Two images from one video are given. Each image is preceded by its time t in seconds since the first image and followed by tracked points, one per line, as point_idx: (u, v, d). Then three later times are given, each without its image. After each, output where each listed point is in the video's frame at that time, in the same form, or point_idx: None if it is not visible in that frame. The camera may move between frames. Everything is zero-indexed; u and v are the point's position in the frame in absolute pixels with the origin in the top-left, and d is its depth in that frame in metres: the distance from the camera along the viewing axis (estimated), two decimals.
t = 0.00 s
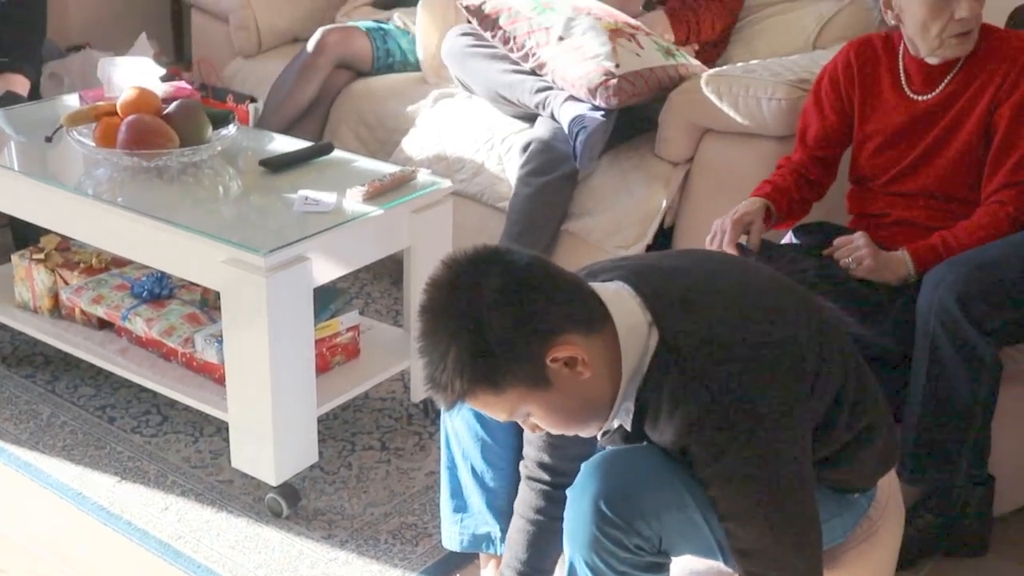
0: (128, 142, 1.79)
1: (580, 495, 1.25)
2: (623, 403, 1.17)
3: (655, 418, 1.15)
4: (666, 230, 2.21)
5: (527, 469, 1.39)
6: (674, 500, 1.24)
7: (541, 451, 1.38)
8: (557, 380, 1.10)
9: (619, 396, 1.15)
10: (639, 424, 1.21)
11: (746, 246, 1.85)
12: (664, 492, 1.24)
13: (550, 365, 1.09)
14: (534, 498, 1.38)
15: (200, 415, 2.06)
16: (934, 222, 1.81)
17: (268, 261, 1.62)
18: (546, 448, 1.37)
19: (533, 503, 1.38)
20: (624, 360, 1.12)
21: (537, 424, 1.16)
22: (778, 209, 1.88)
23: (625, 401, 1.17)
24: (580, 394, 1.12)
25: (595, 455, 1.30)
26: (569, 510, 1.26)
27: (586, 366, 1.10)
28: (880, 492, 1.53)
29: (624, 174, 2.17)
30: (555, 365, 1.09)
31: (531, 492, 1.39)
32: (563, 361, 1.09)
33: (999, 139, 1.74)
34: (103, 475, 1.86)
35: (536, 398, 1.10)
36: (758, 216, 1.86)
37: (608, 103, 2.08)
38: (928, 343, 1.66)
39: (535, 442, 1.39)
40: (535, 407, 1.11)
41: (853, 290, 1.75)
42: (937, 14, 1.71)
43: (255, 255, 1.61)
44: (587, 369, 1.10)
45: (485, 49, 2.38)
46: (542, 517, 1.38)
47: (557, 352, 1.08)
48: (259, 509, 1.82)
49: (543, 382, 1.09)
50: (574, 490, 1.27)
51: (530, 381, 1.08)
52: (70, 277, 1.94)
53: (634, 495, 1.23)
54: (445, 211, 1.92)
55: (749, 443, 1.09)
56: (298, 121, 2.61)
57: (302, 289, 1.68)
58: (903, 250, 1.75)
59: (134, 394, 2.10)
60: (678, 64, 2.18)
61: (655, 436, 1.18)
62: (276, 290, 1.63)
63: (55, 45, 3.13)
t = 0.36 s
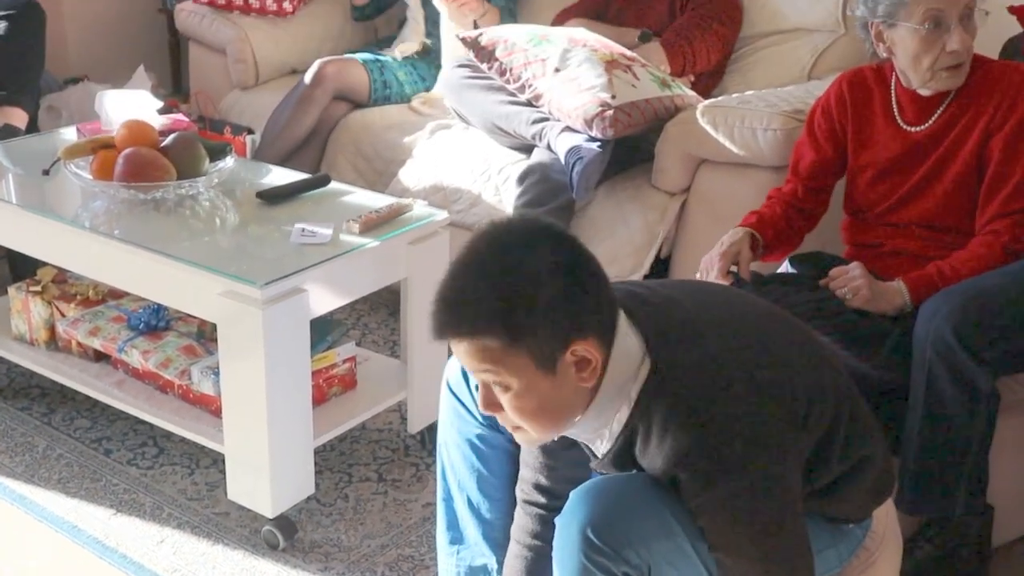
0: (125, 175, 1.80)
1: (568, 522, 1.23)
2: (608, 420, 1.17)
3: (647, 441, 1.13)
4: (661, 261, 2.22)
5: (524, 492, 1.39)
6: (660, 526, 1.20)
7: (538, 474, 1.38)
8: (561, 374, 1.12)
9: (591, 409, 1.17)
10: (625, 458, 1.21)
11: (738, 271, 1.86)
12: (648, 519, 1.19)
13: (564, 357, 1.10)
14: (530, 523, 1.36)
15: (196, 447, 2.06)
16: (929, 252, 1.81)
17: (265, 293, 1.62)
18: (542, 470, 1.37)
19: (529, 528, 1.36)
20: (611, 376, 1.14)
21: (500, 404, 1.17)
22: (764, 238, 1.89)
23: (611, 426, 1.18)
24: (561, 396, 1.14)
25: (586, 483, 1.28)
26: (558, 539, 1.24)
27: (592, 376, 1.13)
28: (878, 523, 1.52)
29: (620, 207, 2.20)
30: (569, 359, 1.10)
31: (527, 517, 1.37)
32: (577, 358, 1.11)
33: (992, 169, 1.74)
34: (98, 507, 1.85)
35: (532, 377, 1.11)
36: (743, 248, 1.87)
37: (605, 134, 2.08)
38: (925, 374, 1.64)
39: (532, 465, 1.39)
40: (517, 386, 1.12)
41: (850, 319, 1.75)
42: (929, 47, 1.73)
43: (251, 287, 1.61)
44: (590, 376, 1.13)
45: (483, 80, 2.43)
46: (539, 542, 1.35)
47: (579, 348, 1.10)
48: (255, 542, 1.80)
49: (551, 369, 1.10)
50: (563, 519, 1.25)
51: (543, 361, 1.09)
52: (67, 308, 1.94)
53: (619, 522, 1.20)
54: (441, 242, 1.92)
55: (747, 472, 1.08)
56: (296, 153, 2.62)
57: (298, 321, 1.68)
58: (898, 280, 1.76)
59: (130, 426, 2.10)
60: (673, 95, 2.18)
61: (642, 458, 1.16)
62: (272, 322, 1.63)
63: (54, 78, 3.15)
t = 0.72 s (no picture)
0: (121, 203, 1.79)
1: (569, 548, 1.20)
2: (615, 423, 1.15)
3: (652, 459, 1.12)
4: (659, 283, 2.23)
5: (529, 512, 1.36)
6: (662, 553, 1.18)
7: (542, 492, 1.34)
8: (574, 367, 1.11)
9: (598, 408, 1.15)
10: (628, 475, 1.19)
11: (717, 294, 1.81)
12: (650, 547, 1.17)
13: (582, 351, 1.10)
14: (538, 545, 1.35)
15: (193, 473, 2.05)
16: (925, 274, 1.82)
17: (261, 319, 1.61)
18: (547, 487, 1.34)
19: (538, 551, 1.35)
20: (620, 381, 1.13)
21: (503, 381, 1.14)
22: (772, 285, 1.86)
23: (618, 428, 1.16)
24: (567, 389, 1.13)
25: (589, 506, 1.26)
26: (560, 564, 1.22)
27: (604, 378, 1.12)
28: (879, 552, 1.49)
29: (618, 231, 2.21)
30: (586, 353, 1.10)
31: (535, 538, 1.35)
32: (594, 355, 1.11)
33: (984, 190, 1.74)
34: (93, 536, 1.85)
35: (546, 358, 1.10)
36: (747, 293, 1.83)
37: (601, 159, 2.08)
38: (924, 398, 1.64)
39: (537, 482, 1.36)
40: (527, 366, 1.11)
41: (848, 343, 1.74)
42: (914, 77, 1.73)
43: (247, 314, 1.60)
44: (603, 376, 1.12)
45: (477, 105, 2.44)
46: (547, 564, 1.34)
47: (598, 345, 1.09)
48: (252, 569, 1.79)
49: (566, 355, 1.10)
50: (564, 543, 1.23)
51: (562, 347, 1.09)
52: (62, 335, 1.94)
53: (621, 549, 1.18)
54: (439, 267, 1.92)
55: (752, 501, 1.08)
56: (293, 178, 2.62)
57: (294, 347, 1.67)
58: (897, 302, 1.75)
59: (126, 453, 2.09)
60: (669, 119, 2.19)
61: (649, 477, 1.15)
62: (268, 349, 1.62)
63: (50, 104, 3.16)
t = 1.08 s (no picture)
0: (117, 241, 1.79)
1: None
2: (611, 471, 1.15)
3: (649, 501, 1.12)
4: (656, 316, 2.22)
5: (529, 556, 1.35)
6: None
7: (540, 535, 1.34)
8: (569, 415, 1.10)
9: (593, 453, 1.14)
10: (627, 518, 1.19)
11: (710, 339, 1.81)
12: None
13: (577, 399, 1.09)
14: None
15: (190, 513, 2.04)
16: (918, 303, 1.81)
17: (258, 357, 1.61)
18: (546, 530, 1.33)
19: None
20: (614, 428, 1.12)
21: (498, 434, 1.13)
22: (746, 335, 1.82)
23: (614, 475, 1.15)
24: (564, 438, 1.12)
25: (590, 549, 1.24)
26: None
27: (600, 424, 1.11)
28: None
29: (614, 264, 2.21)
30: (581, 400, 1.09)
31: None
32: (588, 402, 1.10)
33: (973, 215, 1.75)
34: None
35: (540, 408, 1.09)
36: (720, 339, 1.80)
37: (597, 192, 2.08)
38: (925, 431, 1.62)
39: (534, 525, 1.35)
40: (522, 417, 1.10)
41: (846, 374, 1.73)
42: (904, 99, 1.73)
43: (245, 351, 1.60)
44: (598, 423, 1.11)
45: (473, 140, 2.45)
46: None
47: (592, 391, 1.09)
48: None
49: (561, 404, 1.09)
50: None
51: (556, 397, 1.08)
52: (59, 375, 1.94)
53: None
54: (436, 303, 1.91)
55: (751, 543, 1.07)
56: (290, 214, 2.63)
57: (291, 385, 1.67)
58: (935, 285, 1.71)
59: (123, 493, 2.08)
60: (665, 152, 2.19)
61: (648, 520, 1.15)
62: (265, 387, 1.61)
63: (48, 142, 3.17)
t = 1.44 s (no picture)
0: (115, 279, 1.80)
1: None
2: (613, 511, 1.14)
3: (653, 540, 1.11)
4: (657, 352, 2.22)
5: None
6: None
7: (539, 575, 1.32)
8: (548, 476, 1.08)
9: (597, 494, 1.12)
10: (629, 559, 1.17)
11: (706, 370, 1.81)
12: None
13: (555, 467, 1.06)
14: None
15: (188, 552, 2.02)
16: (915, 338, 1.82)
17: (257, 397, 1.60)
18: (547, 570, 1.32)
19: None
20: (619, 472, 1.10)
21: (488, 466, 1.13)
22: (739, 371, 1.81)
23: (616, 516, 1.14)
24: (548, 488, 1.10)
25: None
26: None
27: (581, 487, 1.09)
28: None
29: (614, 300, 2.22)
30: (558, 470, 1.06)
31: None
32: (567, 471, 1.07)
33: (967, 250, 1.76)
34: None
35: (519, 467, 1.07)
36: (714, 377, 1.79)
37: (596, 229, 2.09)
38: (927, 472, 1.60)
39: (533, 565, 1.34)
40: (506, 467, 1.09)
41: (845, 410, 1.72)
42: (894, 130, 1.75)
43: (245, 391, 1.59)
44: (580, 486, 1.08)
45: (473, 178, 2.46)
46: None
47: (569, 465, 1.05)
48: None
49: (538, 470, 1.06)
50: None
51: (533, 465, 1.06)
52: (58, 414, 1.94)
53: None
54: (434, 340, 1.91)
55: None
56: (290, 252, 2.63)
57: (291, 424, 1.66)
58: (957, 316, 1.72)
59: (121, 533, 2.07)
60: (664, 189, 2.20)
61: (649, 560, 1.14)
62: (264, 428, 1.61)
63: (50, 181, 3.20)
